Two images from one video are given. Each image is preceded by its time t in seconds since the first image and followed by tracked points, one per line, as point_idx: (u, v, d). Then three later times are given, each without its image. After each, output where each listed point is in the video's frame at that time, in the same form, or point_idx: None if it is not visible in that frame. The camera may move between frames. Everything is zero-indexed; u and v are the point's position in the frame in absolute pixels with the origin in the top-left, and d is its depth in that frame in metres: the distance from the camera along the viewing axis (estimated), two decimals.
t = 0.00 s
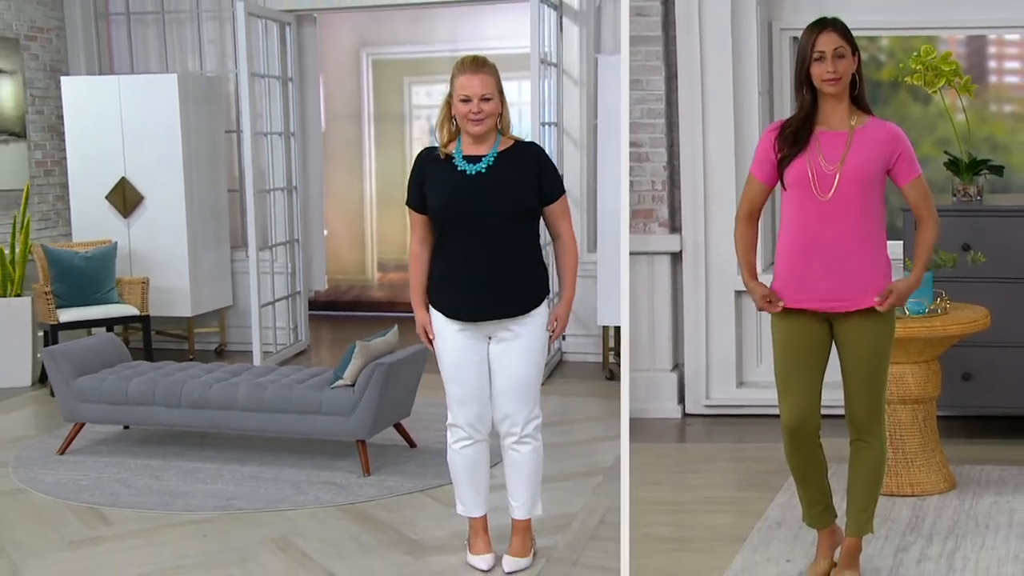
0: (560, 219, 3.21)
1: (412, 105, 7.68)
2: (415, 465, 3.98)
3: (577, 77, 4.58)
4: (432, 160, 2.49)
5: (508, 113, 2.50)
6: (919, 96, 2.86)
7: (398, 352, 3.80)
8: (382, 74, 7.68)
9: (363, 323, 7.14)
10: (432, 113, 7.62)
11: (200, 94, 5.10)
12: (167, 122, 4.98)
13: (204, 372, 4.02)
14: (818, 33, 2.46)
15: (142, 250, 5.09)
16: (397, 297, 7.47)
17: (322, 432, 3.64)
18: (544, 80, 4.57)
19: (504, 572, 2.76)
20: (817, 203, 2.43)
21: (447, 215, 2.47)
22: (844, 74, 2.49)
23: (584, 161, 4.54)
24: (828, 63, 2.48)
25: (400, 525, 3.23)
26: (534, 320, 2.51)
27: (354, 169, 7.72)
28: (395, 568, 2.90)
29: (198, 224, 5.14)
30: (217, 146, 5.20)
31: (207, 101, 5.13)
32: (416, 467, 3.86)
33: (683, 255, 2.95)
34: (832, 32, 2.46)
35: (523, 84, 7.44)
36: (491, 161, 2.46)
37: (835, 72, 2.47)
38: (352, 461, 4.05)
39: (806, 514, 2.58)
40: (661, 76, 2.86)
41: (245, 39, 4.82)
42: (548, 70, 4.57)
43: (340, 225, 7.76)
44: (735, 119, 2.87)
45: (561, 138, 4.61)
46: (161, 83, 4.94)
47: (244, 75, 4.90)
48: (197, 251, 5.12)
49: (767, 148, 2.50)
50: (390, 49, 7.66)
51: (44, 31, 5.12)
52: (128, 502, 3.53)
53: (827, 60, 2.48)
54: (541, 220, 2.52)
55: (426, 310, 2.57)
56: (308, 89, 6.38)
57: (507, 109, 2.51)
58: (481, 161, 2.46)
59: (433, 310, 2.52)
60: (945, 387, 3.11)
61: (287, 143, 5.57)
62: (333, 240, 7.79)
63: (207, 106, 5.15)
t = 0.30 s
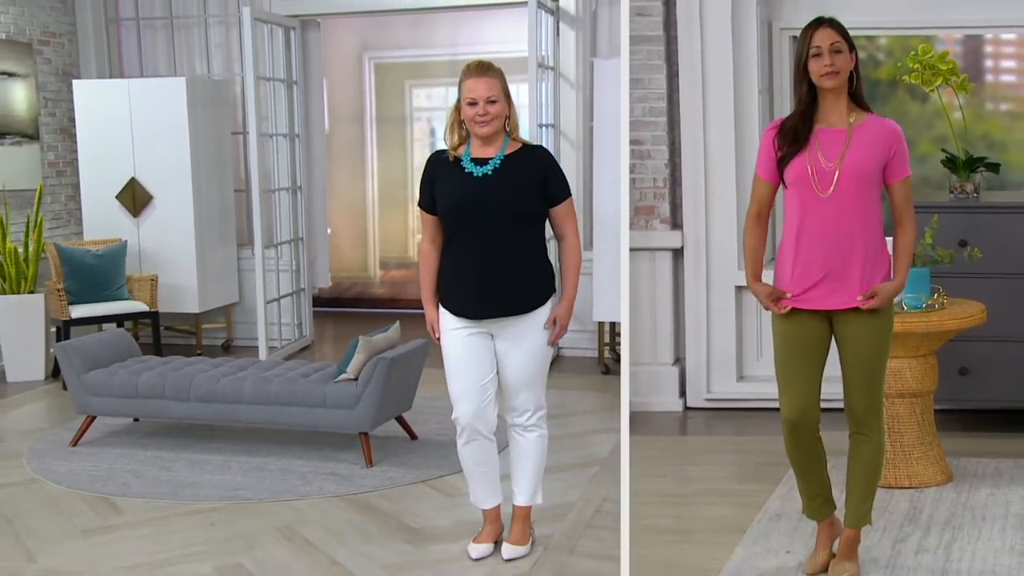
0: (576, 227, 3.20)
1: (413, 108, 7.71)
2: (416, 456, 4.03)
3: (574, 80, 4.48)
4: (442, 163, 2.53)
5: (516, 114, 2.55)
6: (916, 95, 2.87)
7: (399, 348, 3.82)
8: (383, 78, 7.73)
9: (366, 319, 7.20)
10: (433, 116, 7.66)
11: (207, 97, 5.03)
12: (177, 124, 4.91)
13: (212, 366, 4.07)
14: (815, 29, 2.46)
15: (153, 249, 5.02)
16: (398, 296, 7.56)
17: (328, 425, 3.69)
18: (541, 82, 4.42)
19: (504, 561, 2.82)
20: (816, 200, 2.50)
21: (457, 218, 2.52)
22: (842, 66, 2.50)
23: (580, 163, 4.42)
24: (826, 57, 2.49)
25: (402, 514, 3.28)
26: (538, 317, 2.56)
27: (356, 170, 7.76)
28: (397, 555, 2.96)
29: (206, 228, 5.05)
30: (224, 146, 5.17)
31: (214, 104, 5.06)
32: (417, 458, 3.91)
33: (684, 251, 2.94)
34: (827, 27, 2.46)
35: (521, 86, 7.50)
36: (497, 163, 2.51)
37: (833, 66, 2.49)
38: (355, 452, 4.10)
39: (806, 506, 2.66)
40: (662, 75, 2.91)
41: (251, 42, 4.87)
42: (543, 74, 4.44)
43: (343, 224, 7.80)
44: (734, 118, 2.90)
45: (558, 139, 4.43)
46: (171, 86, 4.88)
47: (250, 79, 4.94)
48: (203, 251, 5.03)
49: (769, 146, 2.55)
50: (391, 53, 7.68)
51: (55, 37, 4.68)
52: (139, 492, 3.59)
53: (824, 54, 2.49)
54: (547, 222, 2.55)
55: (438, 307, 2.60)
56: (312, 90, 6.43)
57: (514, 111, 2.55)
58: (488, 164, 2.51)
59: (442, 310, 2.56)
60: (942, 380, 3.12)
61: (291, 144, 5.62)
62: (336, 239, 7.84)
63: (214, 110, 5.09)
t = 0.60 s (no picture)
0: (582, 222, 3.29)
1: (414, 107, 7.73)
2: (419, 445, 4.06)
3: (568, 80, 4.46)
4: (448, 162, 2.56)
5: (520, 114, 2.56)
6: (913, 90, 2.96)
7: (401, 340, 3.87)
8: (384, 78, 7.74)
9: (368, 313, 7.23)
10: (433, 115, 7.69)
11: (213, 98, 5.18)
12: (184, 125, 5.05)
13: (218, 358, 4.11)
14: (816, 29, 2.48)
15: (161, 246, 5.23)
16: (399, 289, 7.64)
17: (331, 416, 3.72)
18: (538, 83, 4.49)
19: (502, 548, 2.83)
20: (816, 195, 2.47)
21: (462, 217, 2.54)
22: (842, 68, 2.51)
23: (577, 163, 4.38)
24: (825, 60, 2.51)
25: (403, 503, 3.31)
26: (541, 311, 2.59)
27: (358, 167, 7.79)
28: (398, 542, 2.98)
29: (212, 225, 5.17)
30: (230, 144, 5.32)
31: (221, 104, 5.22)
32: (419, 448, 3.94)
33: (683, 245, 3.03)
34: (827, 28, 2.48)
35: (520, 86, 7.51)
36: (503, 163, 2.53)
37: (833, 69, 2.50)
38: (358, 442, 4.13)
39: (805, 498, 2.60)
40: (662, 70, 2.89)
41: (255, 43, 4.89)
42: (542, 74, 4.55)
43: (345, 219, 7.82)
44: (733, 119, 2.94)
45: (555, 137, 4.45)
46: (177, 87, 5.04)
47: (254, 79, 4.98)
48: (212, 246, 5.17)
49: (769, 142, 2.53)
50: (390, 53, 7.68)
51: (67, 39, 5.20)
52: (148, 480, 3.63)
53: (825, 56, 2.51)
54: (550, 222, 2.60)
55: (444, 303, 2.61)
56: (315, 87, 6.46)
57: (519, 112, 2.57)
58: (493, 163, 2.54)
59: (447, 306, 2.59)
60: (938, 371, 3.16)
61: (295, 142, 5.65)
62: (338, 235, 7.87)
63: (221, 109, 5.26)
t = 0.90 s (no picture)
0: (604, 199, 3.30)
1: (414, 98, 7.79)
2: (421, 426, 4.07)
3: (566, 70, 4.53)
4: (450, 151, 2.53)
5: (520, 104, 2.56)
6: (910, 88, 3.48)
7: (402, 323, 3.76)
8: (383, 70, 7.80)
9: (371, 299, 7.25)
10: (433, 106, 7.75)
11: (219, 86, 5.30)
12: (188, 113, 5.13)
13: (224, 342, 4.11)
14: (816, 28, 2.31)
15: (166, 233, 5.23)
16: (399, 274, 7.45)
17: (333, 399, 3.65)
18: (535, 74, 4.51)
19: (500, 524, 2.84)
20: (816, 193, 2.32)
21: (464, 204, 2.54)
22: (842, 69, 2.34)
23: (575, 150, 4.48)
24: (824, 59, 2.34)
25: (404, 481, 3.32)
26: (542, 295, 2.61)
27: (360, 157, 7.83)
28: (401, 518, 2.99)
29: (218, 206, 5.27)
30: (235, 133, 5.37)
31: (227, 93, 5.31)
32: (421, 429, 3.95)
33: (684, 239, 3.36)
34: (828, 29, 2.30)
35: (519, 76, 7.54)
36: (504, 151, 2.53)
37: (833, 70, 2.32)
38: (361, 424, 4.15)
39: (802, 492, 2.40)
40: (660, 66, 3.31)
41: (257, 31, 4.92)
42: (539, 65, 4.54)
43: (346, 206, 7.80)
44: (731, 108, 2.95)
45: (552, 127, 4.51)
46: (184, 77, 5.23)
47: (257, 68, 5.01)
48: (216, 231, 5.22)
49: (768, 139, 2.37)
50: (389, 45, 7.74)
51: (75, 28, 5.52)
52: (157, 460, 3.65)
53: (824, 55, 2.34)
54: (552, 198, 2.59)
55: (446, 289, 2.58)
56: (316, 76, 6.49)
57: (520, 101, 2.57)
58: (494, 152, 2.53)
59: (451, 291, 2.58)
60: (936, 369, 3.26)
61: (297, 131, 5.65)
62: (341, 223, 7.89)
63: (226, 97, 5.33)
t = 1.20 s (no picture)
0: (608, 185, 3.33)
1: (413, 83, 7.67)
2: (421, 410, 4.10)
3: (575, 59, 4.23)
4: (450, 133, 2.57)
5: (517, 86, 2.59)
6: (908, 89, 3.51)
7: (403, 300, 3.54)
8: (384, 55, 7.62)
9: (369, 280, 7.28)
10: (431, 91, 7.63)
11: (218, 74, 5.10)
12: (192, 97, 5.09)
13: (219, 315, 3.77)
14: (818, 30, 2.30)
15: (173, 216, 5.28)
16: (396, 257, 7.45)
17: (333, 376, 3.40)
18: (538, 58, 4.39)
19: (496, 497, 2.96)
20: (817, 193, 2.31)
21: (464, 182, 2.57)
22: (841, 71, 2.33)
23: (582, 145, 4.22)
24: (825, 60, 2.33)
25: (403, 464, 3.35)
26: (539, 275, 2.65)
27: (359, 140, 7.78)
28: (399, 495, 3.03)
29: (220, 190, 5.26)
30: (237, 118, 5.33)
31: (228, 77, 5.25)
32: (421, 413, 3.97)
33: (685, 239, 3.41)
34: (829, 30, 2.29)
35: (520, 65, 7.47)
36: (502, 132, 2.56)
37: (833, 71, 2.31)
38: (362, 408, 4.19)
39: (803, 489, 2.41)
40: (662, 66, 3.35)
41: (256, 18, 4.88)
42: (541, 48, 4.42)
43: (346, 187, 7.84)
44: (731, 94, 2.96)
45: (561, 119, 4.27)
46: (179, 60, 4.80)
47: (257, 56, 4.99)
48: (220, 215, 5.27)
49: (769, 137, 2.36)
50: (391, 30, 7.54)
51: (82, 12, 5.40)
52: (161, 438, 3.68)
53: (825, 57, 2.33)
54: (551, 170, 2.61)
55: (452, 259, 2.61)
56: (317, 61, 6.43)
57: (517, 83, 2.59)
58: (492, 134, 2.56)
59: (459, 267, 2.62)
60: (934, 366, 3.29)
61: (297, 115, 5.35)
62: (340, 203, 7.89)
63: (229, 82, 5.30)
